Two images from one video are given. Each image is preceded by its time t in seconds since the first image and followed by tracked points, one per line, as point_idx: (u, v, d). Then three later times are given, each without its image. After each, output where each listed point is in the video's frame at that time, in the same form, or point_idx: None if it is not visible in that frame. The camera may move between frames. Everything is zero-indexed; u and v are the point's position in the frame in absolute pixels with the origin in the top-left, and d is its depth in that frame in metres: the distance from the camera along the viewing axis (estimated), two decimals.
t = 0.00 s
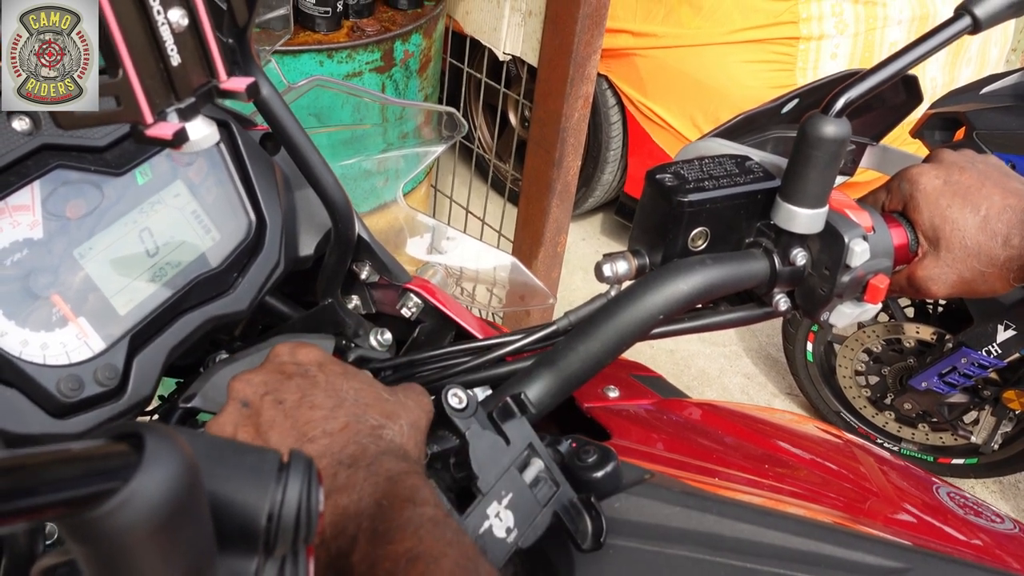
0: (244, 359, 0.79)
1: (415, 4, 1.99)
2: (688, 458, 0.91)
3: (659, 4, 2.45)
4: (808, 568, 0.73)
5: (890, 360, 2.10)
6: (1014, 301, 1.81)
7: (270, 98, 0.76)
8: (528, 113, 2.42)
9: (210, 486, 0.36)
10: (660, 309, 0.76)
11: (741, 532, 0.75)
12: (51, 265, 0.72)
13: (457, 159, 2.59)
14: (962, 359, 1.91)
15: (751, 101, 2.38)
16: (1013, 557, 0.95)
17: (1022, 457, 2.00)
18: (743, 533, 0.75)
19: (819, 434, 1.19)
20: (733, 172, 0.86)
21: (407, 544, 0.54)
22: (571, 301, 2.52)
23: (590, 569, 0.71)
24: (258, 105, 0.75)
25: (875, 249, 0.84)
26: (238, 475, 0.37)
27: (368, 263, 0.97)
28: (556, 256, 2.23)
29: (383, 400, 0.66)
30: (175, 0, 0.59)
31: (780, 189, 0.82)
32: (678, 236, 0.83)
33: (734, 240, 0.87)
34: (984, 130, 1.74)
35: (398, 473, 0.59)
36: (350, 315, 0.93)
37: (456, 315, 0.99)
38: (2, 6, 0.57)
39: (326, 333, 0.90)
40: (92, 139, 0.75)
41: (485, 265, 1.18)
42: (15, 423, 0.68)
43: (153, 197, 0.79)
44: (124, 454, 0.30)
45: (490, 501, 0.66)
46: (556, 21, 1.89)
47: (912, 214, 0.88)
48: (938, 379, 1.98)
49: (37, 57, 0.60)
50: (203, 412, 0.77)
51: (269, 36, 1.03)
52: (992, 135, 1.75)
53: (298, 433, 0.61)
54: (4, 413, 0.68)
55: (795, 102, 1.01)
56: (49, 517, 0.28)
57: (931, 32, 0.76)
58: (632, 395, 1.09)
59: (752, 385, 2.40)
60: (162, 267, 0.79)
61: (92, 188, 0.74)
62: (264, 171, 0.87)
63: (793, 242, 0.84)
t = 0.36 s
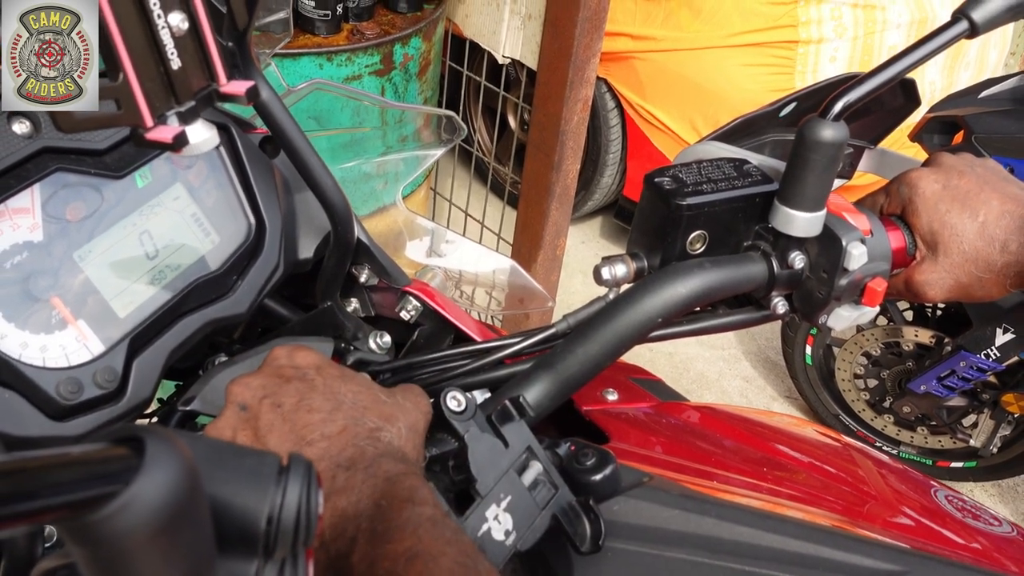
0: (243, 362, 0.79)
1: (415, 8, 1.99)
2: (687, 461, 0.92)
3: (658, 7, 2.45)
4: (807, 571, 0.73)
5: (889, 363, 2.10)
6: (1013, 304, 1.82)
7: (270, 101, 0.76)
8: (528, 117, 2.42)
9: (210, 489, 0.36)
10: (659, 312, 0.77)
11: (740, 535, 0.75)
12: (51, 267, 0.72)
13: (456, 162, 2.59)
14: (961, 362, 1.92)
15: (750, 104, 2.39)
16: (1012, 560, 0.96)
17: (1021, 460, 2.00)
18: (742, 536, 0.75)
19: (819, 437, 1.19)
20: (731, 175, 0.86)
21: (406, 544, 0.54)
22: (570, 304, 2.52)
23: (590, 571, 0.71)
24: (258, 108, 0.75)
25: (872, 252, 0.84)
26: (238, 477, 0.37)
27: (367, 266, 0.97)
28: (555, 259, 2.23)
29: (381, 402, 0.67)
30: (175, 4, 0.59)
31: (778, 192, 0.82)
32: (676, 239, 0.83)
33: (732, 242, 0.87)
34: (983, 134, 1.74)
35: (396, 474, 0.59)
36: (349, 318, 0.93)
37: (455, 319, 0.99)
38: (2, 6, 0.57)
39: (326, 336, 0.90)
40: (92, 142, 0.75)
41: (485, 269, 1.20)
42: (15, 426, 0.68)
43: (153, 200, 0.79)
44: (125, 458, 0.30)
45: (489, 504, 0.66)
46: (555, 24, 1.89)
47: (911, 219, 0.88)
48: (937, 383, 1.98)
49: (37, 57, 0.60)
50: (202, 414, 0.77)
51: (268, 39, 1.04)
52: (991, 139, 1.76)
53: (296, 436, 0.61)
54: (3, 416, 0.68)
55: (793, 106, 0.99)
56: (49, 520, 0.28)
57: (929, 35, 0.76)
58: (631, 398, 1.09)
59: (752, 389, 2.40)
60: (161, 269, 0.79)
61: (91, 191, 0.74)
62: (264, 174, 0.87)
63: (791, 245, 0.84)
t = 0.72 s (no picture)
0: (241, 361, 0.79)
1: (414, 8, 1.99)
2: (686, 461, 0.92)
3: (657, 9, 2.45)
4: (806, 570, 0.73)
5: (888, 363, 2.10)
6: (1012, 305, 1.82)
7: (268, 101, 0.76)
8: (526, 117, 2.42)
9: (206, 485, 0.36)
10: (657, 311, 0.77)
11: (738, 534, 0.75)
12: (48, 267, 0.72)
13: (455, 163, 2.59)
14: (960, 363, 1.92)
15: (749, 105, 2.39)
16: (1011, 559, 0.95)
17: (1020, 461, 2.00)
18: (741, 535, 0.75)
19: (818, 437, 1.19)
20: (730, 174, 0.86)
21: (404, 542, 0.54)
22: (569, 304, 2.52)
23: (588, 570, 0.71)
24: (256, 107, 0.75)
25: (871, 251, 0.85)
26: (235, 474, 0.37)
27: (366, 266, 0.96)
28: (554, 260, 2.23)
29: (379, 401, 0.66)
30: (172, 2, 0.59)
31: (776, 191, 0.82)
32: (675, 238, 0.83)
33: (730, 241, 0.87)
34: (982, 134, 1.75)
35: (394, 473, 0.59)
36: (347, 318, 0.93)
37: (454, 319, 0.99)
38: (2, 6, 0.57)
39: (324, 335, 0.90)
40: (90, 141, 0.75)
41: (484, 268, 1.19)
42: (13, 425, 0.68)
43: (151, 199, 0.78)
44: (122, 454, 0.30)
45: (488, 503, 0.66)
46: (554, 25, 1.89)
47: (909, 218, 0.88)
48: (936, 383, 1.98)
49: (37, 57, 0.60)
50: (200, 414, 0.77)
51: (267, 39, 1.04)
52: (990, 139, 1.76)
53: (294, 435, 0.61)
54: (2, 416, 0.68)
55: (792, 105, 1.00)
56: (46, 514, 0.28)
57: (928, 34, 0.76)
58: (629, 397, 1.09)
59: (751, 390, 2.40)
60: (159, 269, 0.79)
61: (89, 190, 0.74)
62: (262, 173, 0.87)
63: (790, 244, 0.84)
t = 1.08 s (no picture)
0: (237, 361, 0.79)
1: (411, 10, 2.00)
2: (681, 461, 0.92)
3: (654, 11, 2.46)
4: (799, 569, 0.74)
5: (884, 365, 2.10)
6: (1008, 305, 1.83)
7: (264, 102, 0.77)
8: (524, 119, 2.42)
9: (200, 483, 0.36)
10: (651, 312, 0.77)
11: (732, 534, 0.75)
12: (45, 268, 0.72)
13: (452, 165, 2.60)
14: (956, 364, 1.93)
15: (745, 107, 2.40)
16: (1005, 559, 0.96)
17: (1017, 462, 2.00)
18: (735, 535, 0.75)
19: (813, 438, 1.19)
20: (724, 175, 0.86)
21: (399, 540, 0.54)
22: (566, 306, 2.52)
23: (583, 569, 0.71)
24: (252, 108, 0.76)
25: (864, 251, 0.85)
26: (229, 471, 0.37)
27: (362, 267, 0.97)
28: (551, 262, 2.23)
29: (374, 401, 0.67)
30: (169, 4, 0.59)
31: (770, 192, 0.83)
32: (669, 239, 0.83)
33: (725, 242, 0.87)
34: (977, 135, 1.75)
35: (389, 471, 0.59)
36: (343, 319, 0.94)
37: (450, 320, 1.00)
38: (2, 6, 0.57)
39: (321, 336, 0.90)
40: (87, 143, 0.75)
41: (481, 269, 1.19)
42: (10, 425, 0.69)
43: (148, 200, 0.79)
44: (116, 450, 0.31)
45: (482, 502, 0.66)
46: (551, 27, 1.90)
47: (903, 218, 0.89)
48: (933, 384, 1.99)
49: (37, 57, 0.61)
50: (197, 414, 0.77)
51: (264, 42, 1.05)
52: (985, 141, 1.76)
53: (290, 434, 0.62)
54: None
55: (787, 107, 1.00)
56: (41, 510, 0.28)
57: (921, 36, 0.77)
58: (625, 398, 1.09)
59: (747, 391, 2.40)
60: (156, 270, 0.79)
61: (87, 191, 0.75)
62: (258, 174, 0.87)
63: (784, 245, 0.85)
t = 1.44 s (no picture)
0: (233, 360, 0.79)
1: (408, 11, 2.00)
2: (678, 459, 0.92)
3: (651, 11, 2.47)
4: (796, 567, 0.74)
5: (882, 364, 2.11)
6: (1004, 305, 1.83)
7: (261, 101, 0.77)
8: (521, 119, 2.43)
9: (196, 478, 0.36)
10: (648, 310, 0.77)
11: (729, 531, 0.75)
12: (42, 267, 0.72)
13: (450, 166, 2.60)
14: (953, 364, 1.93)
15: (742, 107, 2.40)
16: (1001, 557, 0.96)
17: (1014, 461, 2.01)
18: (731, 532, 0.75)
19: (810, 437, 1.20)
20: (720, 174, 0.87)
21: (395, 536, 0.54)
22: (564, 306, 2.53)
23: (579, 568, 0.71)
24: (248, 108, 0.77)
25: (859, 250, 0.86)
26: (223, 466, 0.37)
27: (359, 266, 0.98)
28: (548, 262, 2.24)
29: (370, 399, 0.67)
30: (164, 2, 0.59)
31: (766, 191, 0.83)
32: (664, 237, 0.84)
33: (721, 241, 0.88)
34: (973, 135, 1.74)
35: (386, 468, 0.59)
36: (340, 318, 0.94)
37: (447, 319, 0.99)
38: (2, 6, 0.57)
39: (317, 335, 0.90)
40: (83, 142, 0.75)
41: (479, 269, 1.18)
42: (7, 424, 0.69)
43: (144, 199, 0.79)
44: (111, 444, 0.31)
45: (478, 500, 0.67)
46: (548, 28, 1.90)
47: (897, 216, 0.89)
48: (929, 384, 1.99)
49: (37, 57, 0.60)
50: (193, 412, 0.77)
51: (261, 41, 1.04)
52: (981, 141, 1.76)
53: (286, 432, 0.62)
54: None
55: (782, 106, 1.01)
56: (37, 502, 0.28)
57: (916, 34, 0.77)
58: (621, 396, 1.09)
59: (745, 391, 2.41)
60: (153, 269, 0.79)
61: (83, 190, 0.75)
62: (254, 174, 0.87)
63: (779, 243, 0.85)
